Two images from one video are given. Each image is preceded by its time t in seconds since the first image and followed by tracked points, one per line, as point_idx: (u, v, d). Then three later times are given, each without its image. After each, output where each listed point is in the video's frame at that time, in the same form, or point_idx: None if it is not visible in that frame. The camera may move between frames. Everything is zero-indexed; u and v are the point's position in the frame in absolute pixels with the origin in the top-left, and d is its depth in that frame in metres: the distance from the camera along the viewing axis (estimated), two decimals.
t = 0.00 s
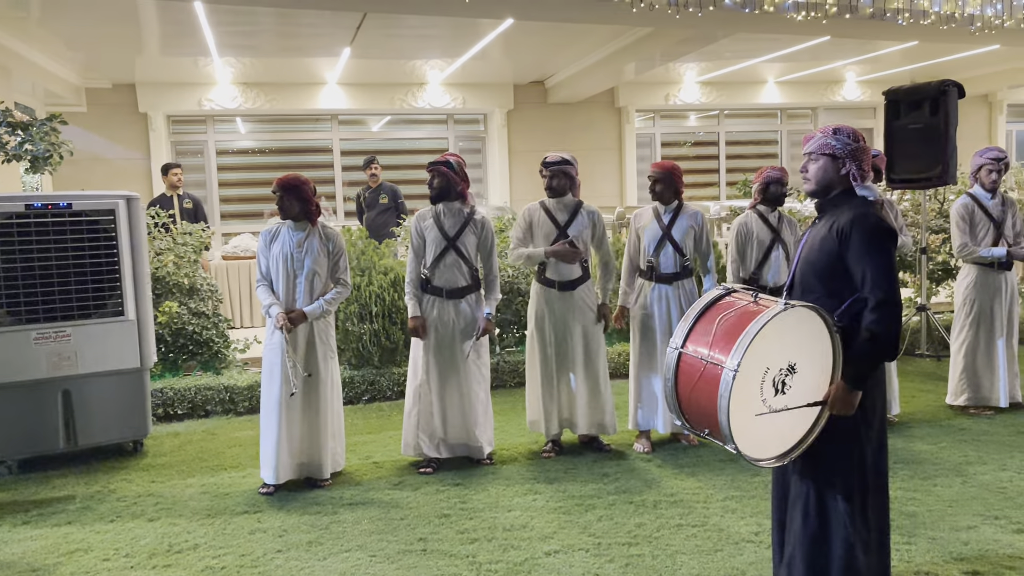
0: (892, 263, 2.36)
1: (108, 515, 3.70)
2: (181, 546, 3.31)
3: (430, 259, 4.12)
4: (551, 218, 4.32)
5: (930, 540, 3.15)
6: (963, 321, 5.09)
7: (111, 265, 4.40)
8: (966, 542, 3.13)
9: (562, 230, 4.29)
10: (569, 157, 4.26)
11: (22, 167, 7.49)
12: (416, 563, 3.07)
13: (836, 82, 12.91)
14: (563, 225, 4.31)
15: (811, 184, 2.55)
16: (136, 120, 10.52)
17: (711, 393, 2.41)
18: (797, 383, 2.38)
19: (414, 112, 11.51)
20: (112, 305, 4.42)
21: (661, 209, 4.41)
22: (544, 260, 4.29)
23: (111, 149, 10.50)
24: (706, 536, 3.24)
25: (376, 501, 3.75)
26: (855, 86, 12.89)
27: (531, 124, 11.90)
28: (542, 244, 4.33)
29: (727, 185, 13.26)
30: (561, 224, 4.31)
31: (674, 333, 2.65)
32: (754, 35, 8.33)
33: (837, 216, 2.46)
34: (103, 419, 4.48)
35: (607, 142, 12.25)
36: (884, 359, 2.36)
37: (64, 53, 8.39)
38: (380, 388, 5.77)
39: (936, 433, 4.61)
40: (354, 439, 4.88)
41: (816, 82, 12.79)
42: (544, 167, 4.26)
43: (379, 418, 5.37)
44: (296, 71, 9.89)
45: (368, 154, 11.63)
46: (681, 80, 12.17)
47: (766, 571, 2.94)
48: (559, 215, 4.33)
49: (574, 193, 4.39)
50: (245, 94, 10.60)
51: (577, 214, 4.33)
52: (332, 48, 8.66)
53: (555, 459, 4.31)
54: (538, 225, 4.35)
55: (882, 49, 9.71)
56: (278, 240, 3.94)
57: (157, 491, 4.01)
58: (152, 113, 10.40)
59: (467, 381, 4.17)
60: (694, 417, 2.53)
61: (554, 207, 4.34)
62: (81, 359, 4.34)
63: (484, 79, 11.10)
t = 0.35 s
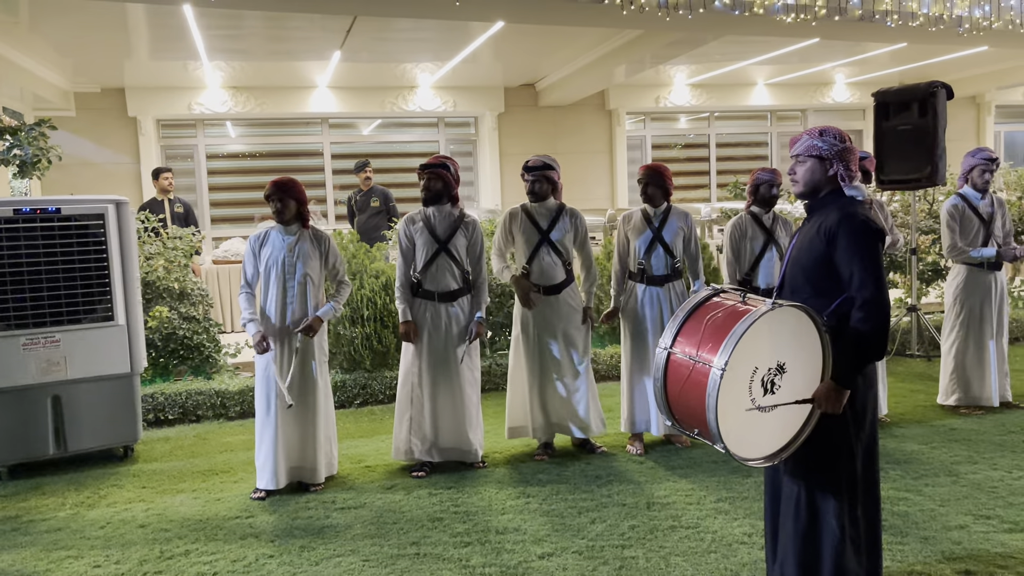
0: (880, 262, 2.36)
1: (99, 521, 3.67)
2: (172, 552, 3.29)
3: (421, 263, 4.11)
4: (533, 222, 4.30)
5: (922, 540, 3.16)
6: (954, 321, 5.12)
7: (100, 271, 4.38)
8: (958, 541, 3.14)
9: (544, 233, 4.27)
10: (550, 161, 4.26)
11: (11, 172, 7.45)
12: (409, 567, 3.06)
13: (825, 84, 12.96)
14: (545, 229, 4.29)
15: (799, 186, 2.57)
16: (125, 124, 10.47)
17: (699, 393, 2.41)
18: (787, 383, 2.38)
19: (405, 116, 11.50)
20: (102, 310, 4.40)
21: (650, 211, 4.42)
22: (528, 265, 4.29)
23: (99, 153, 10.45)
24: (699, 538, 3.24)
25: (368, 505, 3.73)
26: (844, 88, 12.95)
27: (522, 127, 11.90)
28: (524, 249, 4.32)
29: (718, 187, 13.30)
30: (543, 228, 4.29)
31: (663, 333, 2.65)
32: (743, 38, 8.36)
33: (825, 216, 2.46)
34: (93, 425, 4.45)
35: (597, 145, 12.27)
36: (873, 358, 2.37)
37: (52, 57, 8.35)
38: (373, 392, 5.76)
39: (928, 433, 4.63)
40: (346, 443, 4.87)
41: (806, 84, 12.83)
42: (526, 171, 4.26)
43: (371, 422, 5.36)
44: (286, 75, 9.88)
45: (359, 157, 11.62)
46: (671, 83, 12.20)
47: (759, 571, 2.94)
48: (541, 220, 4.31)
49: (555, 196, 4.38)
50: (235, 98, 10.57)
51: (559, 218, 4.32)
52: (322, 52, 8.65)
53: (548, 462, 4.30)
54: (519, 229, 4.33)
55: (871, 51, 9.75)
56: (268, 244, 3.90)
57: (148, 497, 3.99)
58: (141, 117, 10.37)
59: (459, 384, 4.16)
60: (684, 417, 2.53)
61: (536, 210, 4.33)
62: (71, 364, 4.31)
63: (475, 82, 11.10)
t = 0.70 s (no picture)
0: (882, 258, 2.35)
1: (100, 521, 3.66)
2: (173, 551, 3.28)
3: (422, 261, 4.10)
4: (530, 220, 4.29)
5: (925, 538, 3.15)
6: (955, 318, 5.11)
7: (101, 270, 4.37)
8: (961, 539, 3.13)
9: (541, 232, 4.26)
10: (547, 159, 4.24)
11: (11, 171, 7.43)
12: (411, 566, 3.05)
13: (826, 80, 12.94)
14: (542, 227, 4.27)
15: (804, 183, 2.55)
16: (125, 122, 10.46)
17: (699, 390, 2.40)
18: (787, 381, 2.36)
19: (405, 113, 11.48)
20: (103, 309, 4.38)
21: (648, 208, 4.40)
22: (526, 264, 4.29)
23: (99, 151, 10.43)
24: (702, 537, 3.23)
25: (370, 504, 3.73)
26: (845, 85, 12.93)
27: (522, 124, 11.88)
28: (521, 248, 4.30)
29: (719, 184, 13.29)
30: (540, 226, 4.27)
31: (663, 330, 2.64)
32: (744, 34, 8.34)
33: (827, 213, 2.45)
34: (94, 424, 4.44)
35: (598, 142, 12.26)
36: (874, 355, 2.36)
37: (51, 55, 8.33)
38: (374, 391, 5.74)
39: (930, 431, 4.62)
40: (347, 442, 4.86)
41: (807, 81, 12.81)
42: (522, 171, 4.23)
43: (372, 420, 5.35)
44: (285, 72, 9.86)
45: (359, 155, 11.61)
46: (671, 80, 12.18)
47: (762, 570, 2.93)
48: (537, 218, 4.30)
49: (552, 194, 4.37)
50: (235, 96, 10.55)
51: (556, 217, 4.30)
52: (321, 50, 8.64)
53: (549, 461, 4.29)
54: (517, 228, 4.31)
55: (872, 47, 9.73)
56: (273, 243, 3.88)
57: (149, 496, 3.98)
58: (141, 115, 10.35)
59: (459, 381, 4.15)
60: (685, 415, 2.52)
61: (533, 209, 4.30)
62: (71, 363, 4.30)
63: (475, 80, 11.08)
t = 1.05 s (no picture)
0: (888, 252, 2.35)
1: (108, 516, 3.68)
2: (181, 546, 3.30)
3: (429, 257, 4.10)
4: (541, 214, 4.29)
5: (930, 533, 3.15)
6: (961, 312, 5.10)
7: (107, 265, 4.38)
8: (967, 533, 3.13)
9: (552, 226, 4.27)
10: (558, 153, 4.23)
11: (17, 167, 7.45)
12: (418, 561, 3.06)
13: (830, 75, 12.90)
14: (553, 221, 4.28)
15: (808, 179, 2.56)
16: (130, 118, 10.48)
17: (710, 386, 2.40)
18: (797, 376, 2.37)
19: (409, 108, 11.49)
20: (109, 304, 4.40)
21: (653, 203, 4.40)
22: (536, 257, 4.29)
23: (104, 147, 10.46)
24: (707, 531, 3.24)
25: (376, 499, 3.74)
26: (850, 80, 12.90)
27: (526, 119, 11.87)
28: (531, 242, 4.31)
29: (723, 179, 13.29)
30: (551, 220, 4.28)
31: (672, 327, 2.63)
32: (749, 29, 8.32)
33: (833, 207, 2.46)
34: (100, 419, 4.45)
35: (602, 137, 12.25)
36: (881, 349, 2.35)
37: (57, 52, 8.35)
38: (379, 385, 5.77)
39: (935, 425, 4.62)
40: (352, 437, 4.87)
41: (812, 75, 12.78)
42: (534, 164, 4.24)
43: (377, 415, 5.37)
44: (290, 68, 9.86)
45: (364, 151, 11.62)
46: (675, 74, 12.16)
47: (767, 565, 2.94)
48: (549, 212, 4.30)
49: (563, 188, 4.36)
50: (240, 92, 10.57)
51: (568, 210, 4.30)
52: (326, 45, 8.64)
53: (554, 456, 4.30)
54: (527, 221, 4.32)
55: (878, 42, 9.70)
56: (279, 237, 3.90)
57: (156, 491, 4.00)
58: (146, 111, 10.38)
59: (465, 377, 4.17)
60: (695, 411, 2.53)
61: (544, 203, 4.31)
62: (78, 359, 4.32)
63: (479, 75, 11.08)
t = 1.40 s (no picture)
0: (894, 244, 2.36)
1: (118, 509, 3.71)
2: (191, 539, 3.33)
3: (438, 252, 4.12)
4: (555, 209, 4.30)
5: (938, 527, 3.16)
6: (969, 306, 5.10)
7: (116, 262, 4.41)
8: (974, 528, 3.14)
9: (566, 219, 4.28)
10: (573, 148, 4.26)
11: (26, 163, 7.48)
12: (426, 554, 3.08)
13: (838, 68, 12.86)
14: (567, 215, 4.29)
15: (810, 177, 2.55)
16: (137, 113, 10.51)
17: (717, 378, 2.41)
18: (804, 370, 2.38)
19: (415, 103, 11.49)
20: (119, 300, 4.42)
21: (659, 197, 4.39)
22: (550, 251, 4.31)
23: (112, 143, 10.49)
24: (714, 525, 3.25)
25: (384, 493, 3.76)
26: (857, 73, 12.87)
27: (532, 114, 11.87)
28: (545, 236, 4.33)
29: (730, 173, 13.27)
30: (565, 214, 4.29)
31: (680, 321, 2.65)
32: (756, 23, 8.30)
33: (836, 203, 2.46)
34: (110, 414, 4.49)
35: (608, 131, 12.24)
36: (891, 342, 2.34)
37: (64, 47, 8.38)
38: (386, 380, 5.79)
39: (942, 420, 4.62)
40: (360, 431, 4.90)
41: (818, 69, 12.75)
42: (549, 158, 4.26)
43: (385, 410, 5.39)
44: (296, 63, 9.89)
45: (370, 146, 11.64)
46: (682, 68, 12.14)
47: (774, 559, 2.95)
48: (563, 206, 4.31)
49: (578, 182, 4.38)
50: (246, 87, 10.59)
51: (582, 204, 4.32)
52: (332, 40, 8.65)
53: (561, 450, 4.32)
54: (542, 215, 4.34)
55: (885, 35, 9.67)
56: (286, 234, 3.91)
57: (165, 485, 4.03)
58: (153, 107, 10.41)
59: (472, 372, 4.19)
60: (701, 405, 2.53)
61: (559, 197, 4.32)
62: (87, 354, 4.35)
63: (485, 69, 11.08)
